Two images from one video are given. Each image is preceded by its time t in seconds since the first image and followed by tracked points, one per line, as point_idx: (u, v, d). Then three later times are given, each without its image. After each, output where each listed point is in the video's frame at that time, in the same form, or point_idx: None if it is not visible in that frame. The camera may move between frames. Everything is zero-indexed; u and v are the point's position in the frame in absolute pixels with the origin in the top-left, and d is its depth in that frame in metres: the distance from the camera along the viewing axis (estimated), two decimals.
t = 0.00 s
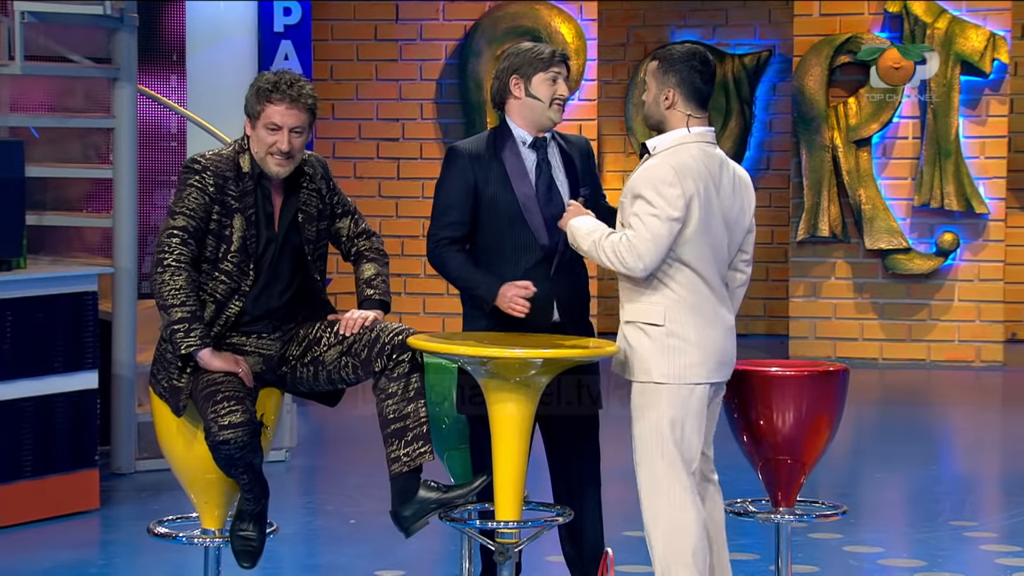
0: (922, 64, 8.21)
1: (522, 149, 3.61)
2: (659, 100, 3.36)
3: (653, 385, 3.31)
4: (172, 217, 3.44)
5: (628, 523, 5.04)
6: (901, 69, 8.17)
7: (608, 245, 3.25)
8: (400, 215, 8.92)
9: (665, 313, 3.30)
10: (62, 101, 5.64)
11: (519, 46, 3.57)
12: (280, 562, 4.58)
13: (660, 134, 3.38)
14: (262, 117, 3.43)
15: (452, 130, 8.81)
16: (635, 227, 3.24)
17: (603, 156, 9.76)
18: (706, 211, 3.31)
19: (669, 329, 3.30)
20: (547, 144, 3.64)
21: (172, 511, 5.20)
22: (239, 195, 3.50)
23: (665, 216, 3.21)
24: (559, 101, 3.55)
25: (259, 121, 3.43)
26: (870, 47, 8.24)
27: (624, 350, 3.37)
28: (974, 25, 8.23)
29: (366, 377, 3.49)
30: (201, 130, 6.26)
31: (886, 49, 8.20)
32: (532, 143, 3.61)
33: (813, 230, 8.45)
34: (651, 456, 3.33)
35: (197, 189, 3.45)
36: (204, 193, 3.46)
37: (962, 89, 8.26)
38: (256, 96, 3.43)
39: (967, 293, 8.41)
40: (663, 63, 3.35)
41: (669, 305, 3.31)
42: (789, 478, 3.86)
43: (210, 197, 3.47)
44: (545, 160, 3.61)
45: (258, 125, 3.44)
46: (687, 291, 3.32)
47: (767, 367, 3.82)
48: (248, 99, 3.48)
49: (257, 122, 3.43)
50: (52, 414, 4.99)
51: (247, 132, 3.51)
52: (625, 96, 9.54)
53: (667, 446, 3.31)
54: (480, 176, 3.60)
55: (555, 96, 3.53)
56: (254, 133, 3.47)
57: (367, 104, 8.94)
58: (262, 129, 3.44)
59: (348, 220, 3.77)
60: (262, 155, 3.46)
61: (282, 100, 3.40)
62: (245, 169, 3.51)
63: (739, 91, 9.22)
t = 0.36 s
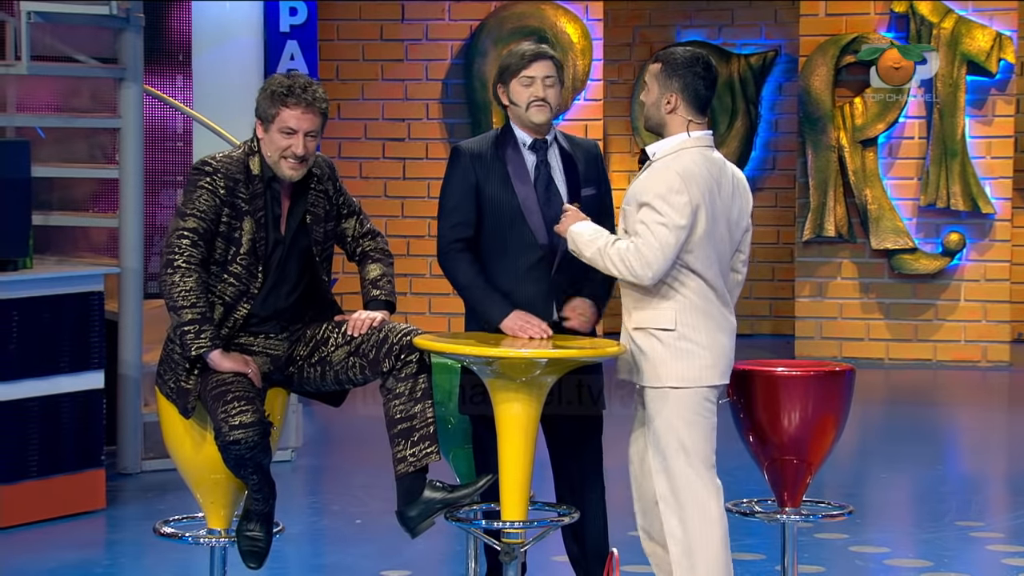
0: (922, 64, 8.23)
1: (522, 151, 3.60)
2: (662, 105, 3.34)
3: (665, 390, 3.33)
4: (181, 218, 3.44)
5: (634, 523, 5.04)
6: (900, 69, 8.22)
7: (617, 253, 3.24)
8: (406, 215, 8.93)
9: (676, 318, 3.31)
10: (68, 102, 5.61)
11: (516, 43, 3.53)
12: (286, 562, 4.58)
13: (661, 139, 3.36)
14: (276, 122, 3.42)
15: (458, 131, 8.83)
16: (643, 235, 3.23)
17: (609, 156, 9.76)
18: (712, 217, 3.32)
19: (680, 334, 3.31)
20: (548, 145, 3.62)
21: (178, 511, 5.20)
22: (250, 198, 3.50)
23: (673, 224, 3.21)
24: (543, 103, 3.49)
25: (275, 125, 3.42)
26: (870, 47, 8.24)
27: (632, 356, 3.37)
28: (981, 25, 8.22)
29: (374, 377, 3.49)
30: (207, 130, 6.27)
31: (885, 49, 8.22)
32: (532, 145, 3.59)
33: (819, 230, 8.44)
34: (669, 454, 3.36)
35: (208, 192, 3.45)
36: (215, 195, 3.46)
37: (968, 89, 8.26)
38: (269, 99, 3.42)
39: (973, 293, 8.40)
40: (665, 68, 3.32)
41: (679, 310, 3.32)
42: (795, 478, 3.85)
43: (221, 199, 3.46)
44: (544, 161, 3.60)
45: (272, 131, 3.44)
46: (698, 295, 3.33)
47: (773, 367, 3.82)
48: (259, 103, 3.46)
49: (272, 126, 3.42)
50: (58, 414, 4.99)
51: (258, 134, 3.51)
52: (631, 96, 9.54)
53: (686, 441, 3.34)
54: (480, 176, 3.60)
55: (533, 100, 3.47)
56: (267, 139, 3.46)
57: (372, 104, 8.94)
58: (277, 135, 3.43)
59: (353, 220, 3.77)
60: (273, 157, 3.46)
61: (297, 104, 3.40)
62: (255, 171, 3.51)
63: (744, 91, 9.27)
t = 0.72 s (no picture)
0: (922, 64, 8.22)
1: (509, 150, 3.59)
2: (691, 105, 3.34)
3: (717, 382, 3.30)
4: (187, 219, 3.44)
5: (639, 523, 5.03)
6: (900, 69, 8.21)
7: (704, 245, 3.20)
8: (410, 215, 8.93)
9: (726, 312, 3.31)
10: (72, 102, 5.70)
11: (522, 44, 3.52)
12: (290, 563, 4.58)
13: (683, 138, 3.39)
14: (295, 124, 3.44)
15: (462, 131, 8.84)
16: (722, 228, 3.24)
17: (613, 156, 9.76)
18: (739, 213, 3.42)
19: (730, 327, 3.31)
20: (537, 146, 3.58)
21: (182, 511, 5.20)
22: (257, 199, 3.50)
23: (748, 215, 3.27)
24: (517, 108, 3.47)
25: (293, 127, 3.44)
26: (870, 47, 8.25)
27: (679, 354, 3.30)
28: (985, 25, 8.21)
29: (378, 379, 3.49)
30: (211, 130, 6.28)
31: (886, 49, 8.22)
32: (517, 145, 3.57)
33: (824, 230, 8.43)
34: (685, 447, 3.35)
35: (215, 193, 3.45)
36: (222, 196, 3.46)
37: (973, 89, 8.24)
38: (287, 101, 3.44)
39: (978, 293, 8.39)
40: (692, 68, 3.32)
41: (727, 304, 3.32)
42: (800, 477, 3.87)
43: (228, 200, 3.47)
44: (527, 163, 3.58)
45: (289, 132, 3.45)
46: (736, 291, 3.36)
47: (778, 367, 3.82)
48: (274, 107, 3.46)
49: (289, 129, 3.44)
50: (62, 414, 4.99)
51: (269, 135, 3.50)
52: (635, 97, 9.54)
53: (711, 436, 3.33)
54: (464, 174, 3.63)
55: (506, 105, 3.47)
56: (283, 141, 3.47)
57: (377, 104, 8.94)
58: (296, 136, 3.45)
59: (361, 222, 3.76)
60: (292, 161, 3.46)
61: (315, 107, 3.43)
62: (263, 173, 3.51)
63: (748, 91, 9.30)
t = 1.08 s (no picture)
0: (922, 64, 8.22)
1: (506, 153, 3.61)
2: (714, 103, 3.42)
3: (766, 379, 3.40)
4: (187, 220, 3.44)
5: (641, 523, 5.03)
6: (900, 69, 8.22)
7: (768, 249, 3.31)
8: (412, 215, 8.94)
9: (764, 309, 3.44)
10: (74, 101, 5.72)
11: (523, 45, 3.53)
12: (293, 562, 4.58)
13: (712, 139, 3.46)
14: (310, 120, 3.48)
15: (464, 131, 8.82)
16: (774, 230, 3.37)
17: (615, 156, 9.76)
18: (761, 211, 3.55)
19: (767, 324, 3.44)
20: (533, 149, 3.58)
21: (184, 511, 5.20)
22: (255, 198, 3.50)
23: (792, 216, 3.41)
24: (512, 108, 3.49)
25: (311, 122, 3.48)
26: (870, 47, 8.24)
27: (729, 354, 3.39)
28: (988, 25, 8.19)
29: (380, 378, 3.48)
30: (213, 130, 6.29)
31: (886, 49, 8.22)
32: (513, 148, 3.58)
33: (826, 230, 8.43)
34: (740, 437, 3.38)
35: (214, 193, 3.45)
36: (220, 197, 3.46)
37: (975, 89, 8.22)
38: (299, 98, 3.49)
39: (980, 293, 8.38)
40: (717, 66, 3.41)
41: (763, 301, 3.45)
42: (802, 478, 3.84)
43: (226, 201, 3.46)
44: (522, 165, 3.58)
45: (306, 128, 3.49)
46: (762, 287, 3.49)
47: (782, 368, 3.83)
48: (282, 106, 3.49)
49: (308, 125, 3.48)
50: (65, 414, 4.99)
51: (278, 138, 3.50)
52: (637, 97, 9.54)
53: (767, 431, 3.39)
54: (462, 175, 3.64)
55: (501, 105, 3.50)
56: (299, 139, 3.49)
57: (379, 104, 8.95)
58: (315, 130, 3.49)
59: (356, 219, 3.76)
60: (313, 155, 3.50)
61: (322, 103, 3.51)
62: (261, 172, 3.52)
63: (751, 90, 9.30)
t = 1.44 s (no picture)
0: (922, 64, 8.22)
1: (521, 151, 3.62)
2: (738, 102, 3.42)
3: (773, 383, 3.41)
4: (184, 220, 3.43)
5: (641, 523, 5.03)
6: (900, 69, 8.22)
7: (784, 264, 3.32)
8: (412, 215, 8.93)
9: (775, 315, 3.44)
10: (75, 101, 5.73)
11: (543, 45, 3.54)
12: (293, 562, 4.58)
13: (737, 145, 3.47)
14: (306, 123, 3.49)
15: (465, 130, 8.82)
16: (791, 244, 3.38)
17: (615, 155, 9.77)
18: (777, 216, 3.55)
19: (779, 329, 3.44)
20: (548, 147, 3.59)
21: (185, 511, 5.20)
22: (252, 198, 3.50)
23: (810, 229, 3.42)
24: (523, 106, 3.50)
25: (308, 125, 3.48)
26: (870, 47, 8.24)
27: (738, 358, 3.40)
28: (988, 25, 8.18)
29: (381, 377, 3.49)
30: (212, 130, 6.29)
31: (885, 49, 8.23)
32: (528, 145, 3.59)
33: (826, 230, 8.43)
34: (751, 437, 3.39)
35: (210, 194, 3.44)
36: (217, 197, 3.45)
37: (975, 89, 8.22)
38: (294, 103, 3.48)
39: (981, 293, 8.38)
40: (742, 67, 3.43)
41: (774, 306, 3.45)
42: (802, 478, 3.85)
43: (223, 201, 3.46)
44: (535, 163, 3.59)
45: (304, 131, 3.49)
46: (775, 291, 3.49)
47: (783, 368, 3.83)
48: (278, 112, 3.48)
49: (303, 129, 3.48)
50: (65, 414, 4.99)
51: (273, 142, 3.50)
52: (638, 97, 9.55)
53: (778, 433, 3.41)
54: (478, 171, 3.67)
55: (514, 102, 3.52)
56: (296, 142, 3.49)
57: (379, 104, 8.95)
58: (312, 132, 3.50)
59: (353, 218, 3.77)
60: (310, 156, 3.51)
61: (317, 107, 3.51)
62: (257, 172, 3.52)
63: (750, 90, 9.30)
